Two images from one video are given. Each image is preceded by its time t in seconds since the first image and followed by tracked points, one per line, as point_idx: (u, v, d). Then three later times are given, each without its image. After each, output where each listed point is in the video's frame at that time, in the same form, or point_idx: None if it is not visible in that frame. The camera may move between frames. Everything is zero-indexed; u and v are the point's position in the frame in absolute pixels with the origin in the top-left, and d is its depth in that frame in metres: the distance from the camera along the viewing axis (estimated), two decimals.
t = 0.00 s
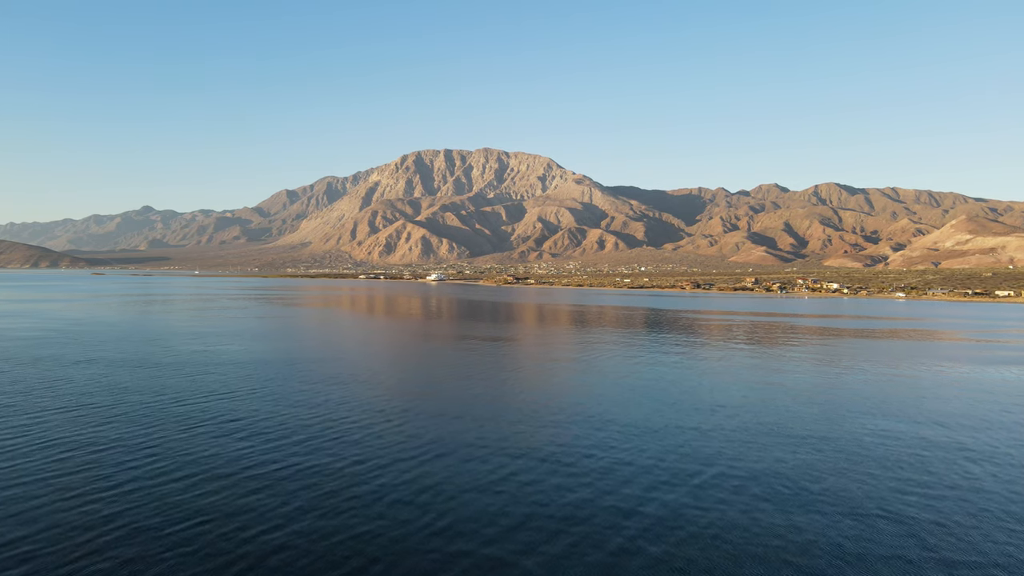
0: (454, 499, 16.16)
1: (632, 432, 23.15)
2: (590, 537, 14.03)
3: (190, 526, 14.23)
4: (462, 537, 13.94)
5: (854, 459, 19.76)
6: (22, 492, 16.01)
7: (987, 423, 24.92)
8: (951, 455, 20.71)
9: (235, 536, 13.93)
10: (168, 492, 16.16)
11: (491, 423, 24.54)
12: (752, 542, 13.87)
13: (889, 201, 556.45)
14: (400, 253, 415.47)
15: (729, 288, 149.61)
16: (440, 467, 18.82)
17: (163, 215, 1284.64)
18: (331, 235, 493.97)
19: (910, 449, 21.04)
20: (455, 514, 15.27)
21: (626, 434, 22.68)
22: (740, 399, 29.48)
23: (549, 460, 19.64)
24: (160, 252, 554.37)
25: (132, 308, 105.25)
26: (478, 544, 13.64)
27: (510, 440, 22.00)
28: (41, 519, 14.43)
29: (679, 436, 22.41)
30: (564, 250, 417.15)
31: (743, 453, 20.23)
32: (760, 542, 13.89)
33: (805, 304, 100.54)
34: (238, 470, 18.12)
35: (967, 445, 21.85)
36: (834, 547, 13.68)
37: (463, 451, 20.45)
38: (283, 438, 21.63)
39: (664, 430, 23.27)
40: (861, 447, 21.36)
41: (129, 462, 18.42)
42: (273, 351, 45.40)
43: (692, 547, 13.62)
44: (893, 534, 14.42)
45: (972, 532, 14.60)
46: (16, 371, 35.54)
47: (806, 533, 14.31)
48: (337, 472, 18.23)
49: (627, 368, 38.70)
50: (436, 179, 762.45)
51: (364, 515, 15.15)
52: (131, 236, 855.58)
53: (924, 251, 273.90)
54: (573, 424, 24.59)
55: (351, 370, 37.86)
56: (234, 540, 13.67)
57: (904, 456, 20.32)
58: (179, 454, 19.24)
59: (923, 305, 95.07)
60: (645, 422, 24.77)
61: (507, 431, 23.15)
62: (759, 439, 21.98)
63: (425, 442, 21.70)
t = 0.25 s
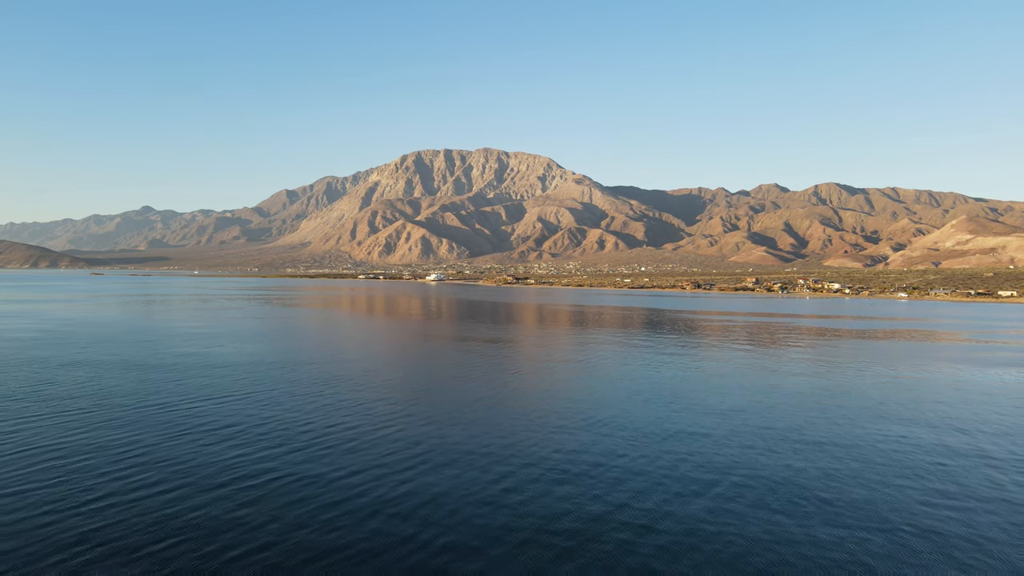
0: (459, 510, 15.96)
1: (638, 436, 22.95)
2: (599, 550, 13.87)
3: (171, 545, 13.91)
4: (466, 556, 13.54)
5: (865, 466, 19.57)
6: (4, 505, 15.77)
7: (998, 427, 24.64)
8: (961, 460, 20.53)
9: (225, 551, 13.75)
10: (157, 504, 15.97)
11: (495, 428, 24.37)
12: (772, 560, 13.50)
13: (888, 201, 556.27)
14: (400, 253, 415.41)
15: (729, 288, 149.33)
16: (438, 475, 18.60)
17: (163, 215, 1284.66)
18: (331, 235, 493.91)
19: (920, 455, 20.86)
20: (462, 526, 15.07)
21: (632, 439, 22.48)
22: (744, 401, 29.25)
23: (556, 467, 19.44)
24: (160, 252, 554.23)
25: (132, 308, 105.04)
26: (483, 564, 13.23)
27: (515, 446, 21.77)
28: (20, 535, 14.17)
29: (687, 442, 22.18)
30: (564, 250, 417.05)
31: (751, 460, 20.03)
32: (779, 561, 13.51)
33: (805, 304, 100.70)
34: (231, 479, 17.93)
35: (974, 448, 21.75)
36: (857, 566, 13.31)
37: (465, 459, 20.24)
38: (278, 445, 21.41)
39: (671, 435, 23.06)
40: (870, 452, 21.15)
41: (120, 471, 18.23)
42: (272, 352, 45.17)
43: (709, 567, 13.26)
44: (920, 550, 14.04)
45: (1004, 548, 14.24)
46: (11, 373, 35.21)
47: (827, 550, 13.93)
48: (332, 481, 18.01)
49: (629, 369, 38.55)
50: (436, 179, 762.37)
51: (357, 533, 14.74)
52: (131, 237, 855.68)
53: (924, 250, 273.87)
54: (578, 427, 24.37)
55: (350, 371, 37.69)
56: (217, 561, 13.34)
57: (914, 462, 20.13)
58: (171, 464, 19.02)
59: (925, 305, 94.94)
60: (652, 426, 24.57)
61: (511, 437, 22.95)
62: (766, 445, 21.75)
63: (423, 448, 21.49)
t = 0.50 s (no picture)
0: (462, 521, 15.82)
1: (643, 442, 22.82)
2: (611, 570, 13.56)
3: (153, 565, 13.47)
4: None
5: (873, 474, 19.43)
6: None
7: (1007, 431, 24.42)
8: (968, 465, 20.44)
9: (215, 566, 13.52)
10: (144, 517, 15.67)
11: (498, 433, 24.24)
12: None
13: (889, 201, 555.98)
14: (400, 253, 415.33)
15: (730, 287, 149.17)
16: (436, 483, 18.44)
17: (163, 215, 1284.35)
18: (331, 235, 493.82)
19: (927, 461, 20.73)
20: (464, 539, 14.93)
21: (637, 445, 22.34)
22: (746, 404, 29.10)
23: (560, 475, 19.34)
24: (160, 252, 554.07)
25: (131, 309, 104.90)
26: None
27: (518, 452, 21.65)
28: None
29: (692, 448, 22.06)
30: (564, 250, 416.95)
31: (758, 468, 19.89)
32: None
33: (803, 304, 100.84)
34: (223, 489, 17.67)
35: (980, 453, 21.66)
36: None
37: (469, 466, 20.09)
38: (273, 452, 21.15)
39: (676, 441, 22.93)
40: (876, 458, 21.02)
41: (111, 480, 18.00)
42: (270, 353, 44.97)
43: None
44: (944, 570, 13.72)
45: None
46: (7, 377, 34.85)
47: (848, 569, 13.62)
48: (328, 490, 17.77)
49: (630, 371, 38.41)
50: (436, 179, 762.34)
51: (348, 553, 14.26)
52: (131, 236, 855.65)
53: (924, 250, 273.78)
54: (581, 432, 24.27)
55: (349, 373, 37.53)
56: None
57: (921, 469, 20.03)
58: (162, 473, 18.73)
59: (926, 305, 94.83)
60: (656, 431, 24.45)
61: (514, 443, 22.79)
62: (771, 451, 21.60)
63: (421, 454, 21.28)
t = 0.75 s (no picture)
0: (462, 532, 15.13)
1: (649, 446, 22.22)
2: None
3: None
4: None
5: (887, 480, 18.88)
6: None
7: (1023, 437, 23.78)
8: (979, 471, 19.97)
9: None
10: (126, 533, 14.90)
11: (500, 435, 23.63)
12: None
13: (889, 201, 555.68)
14: (400, 253, 415.08)
15: (731, 288, 148.60)
16: (434, 489, 17.84)
17: (163, 215, 1284.58)
18: (331, 235, 493.59)
19: (939, 467, 20.24)
20: (465, 558, 13.95)
21: (643, 450, 21.73)
22: (751, 406, 28.57)
23: (566, 482, 18.64)
24: (160, 252, 554.16)
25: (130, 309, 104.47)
26: None
27: (521, 456, 21.01)
28: None
29: (699, 452, 21.47)
30: (564, 250, 416.60)
31: (767, 473, 19.33)
32: None
33: (803, 304, 100.57)
34: (213, 500, 17.08)
35: (1002, 461, 20.96)
36: None
37: (469, 471, 19.47)
38: (267, 459, 20.59)
39: (683, 444, 22.34)
40: (887, 463, 20.49)
41: (97, 490, 17.46)
42: (267, 354, 44.40)
43: None
44: None
45: None
46: None
47: None
48: (322, 499, 17.20)
49: (631, 372, 37.91)
50: (436, 179, 762.28)
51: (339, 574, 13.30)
52: (131, 237, 855.88)
53: (925, 250, 273.33)
54: (585, 435, 23.68)
55: (345, 374, 36.94)
56: None
57: (933, 475, 19.52)
58: (150, 482, 18.18)
59: (929, 306, 94.39)
60: (662, 434, 23.88)
61: (516, 446, 22.18)
62: (780, 456, 21.02)
63: (418, 459, 20.66)
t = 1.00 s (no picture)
0: (467, 548, 14.85)
1: (656, 452, 21.90)
2: None
3: None
4: None
5: (897, 490, 18.59)
6: None
7: None
8: (988, 479, 19.71)
9: None
10: (117, 547, 14.48)
11: (504, 440, 23.32)
12: None
13: (889, 201, 555.61)
14: (400, 253, 415.35)
15: (732, 288, 148.55)
16: (435, 501, 17.48)
17: (164, 215, 1286.48)
18: (331, 235, 493.59)
19: (949, 475, 19.94)
20: None
21: (651, 457, 21.38)
22: (753, 409, 28.33)
23: (576, 491, 18.37)
24: (160, 252, 553.98)
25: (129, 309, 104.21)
26: None
27: (525, 464, 20.74)
28: None
29: (707, 459, 21.16)
30: (564, 250, 416.57)
31: (776, 483, 18.99)
32: None
33: (802, 305, 100.44)
34: (206, 508, 16.74)
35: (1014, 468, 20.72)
36: None
37: (473, 481, 19.12)
38: (263, 464, 20.25)
39: (690, 451, 22.02)
40: (896, 470, 20.29)
41: (89, 498, 17.11)
42: (266, 355, 44.06)
43: None
44: None
45: None
46: None
47: None
48: (319, 509, 16.85)
49: (632, 373, 37.65)
50: (436, 179, 762.60)
51: None
52: (131, 236, 856.15)
53: (925, 250, 273.20)
54: (590, 441, 23.50)
55: (344, 375, 36.58)
56: None
57: (943, 484, 19.24)
58: (144, 489, 17.82)
59: (931, 306, 94.17)
60: (668, 439, 23.55)
61: (520, 453, 21.82)
62: (788, 464, 20.70)
63: (418, 466, 20.30)
